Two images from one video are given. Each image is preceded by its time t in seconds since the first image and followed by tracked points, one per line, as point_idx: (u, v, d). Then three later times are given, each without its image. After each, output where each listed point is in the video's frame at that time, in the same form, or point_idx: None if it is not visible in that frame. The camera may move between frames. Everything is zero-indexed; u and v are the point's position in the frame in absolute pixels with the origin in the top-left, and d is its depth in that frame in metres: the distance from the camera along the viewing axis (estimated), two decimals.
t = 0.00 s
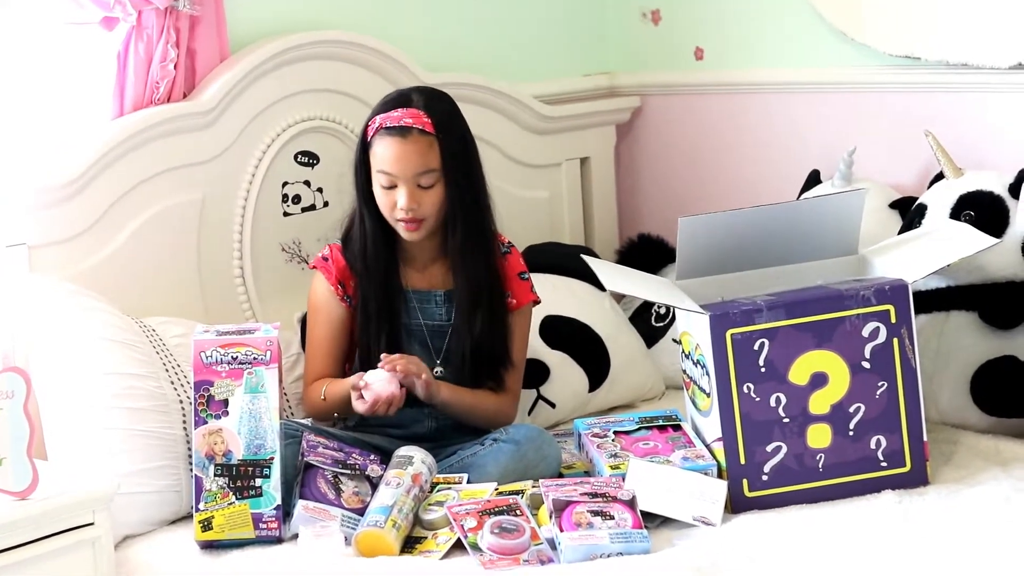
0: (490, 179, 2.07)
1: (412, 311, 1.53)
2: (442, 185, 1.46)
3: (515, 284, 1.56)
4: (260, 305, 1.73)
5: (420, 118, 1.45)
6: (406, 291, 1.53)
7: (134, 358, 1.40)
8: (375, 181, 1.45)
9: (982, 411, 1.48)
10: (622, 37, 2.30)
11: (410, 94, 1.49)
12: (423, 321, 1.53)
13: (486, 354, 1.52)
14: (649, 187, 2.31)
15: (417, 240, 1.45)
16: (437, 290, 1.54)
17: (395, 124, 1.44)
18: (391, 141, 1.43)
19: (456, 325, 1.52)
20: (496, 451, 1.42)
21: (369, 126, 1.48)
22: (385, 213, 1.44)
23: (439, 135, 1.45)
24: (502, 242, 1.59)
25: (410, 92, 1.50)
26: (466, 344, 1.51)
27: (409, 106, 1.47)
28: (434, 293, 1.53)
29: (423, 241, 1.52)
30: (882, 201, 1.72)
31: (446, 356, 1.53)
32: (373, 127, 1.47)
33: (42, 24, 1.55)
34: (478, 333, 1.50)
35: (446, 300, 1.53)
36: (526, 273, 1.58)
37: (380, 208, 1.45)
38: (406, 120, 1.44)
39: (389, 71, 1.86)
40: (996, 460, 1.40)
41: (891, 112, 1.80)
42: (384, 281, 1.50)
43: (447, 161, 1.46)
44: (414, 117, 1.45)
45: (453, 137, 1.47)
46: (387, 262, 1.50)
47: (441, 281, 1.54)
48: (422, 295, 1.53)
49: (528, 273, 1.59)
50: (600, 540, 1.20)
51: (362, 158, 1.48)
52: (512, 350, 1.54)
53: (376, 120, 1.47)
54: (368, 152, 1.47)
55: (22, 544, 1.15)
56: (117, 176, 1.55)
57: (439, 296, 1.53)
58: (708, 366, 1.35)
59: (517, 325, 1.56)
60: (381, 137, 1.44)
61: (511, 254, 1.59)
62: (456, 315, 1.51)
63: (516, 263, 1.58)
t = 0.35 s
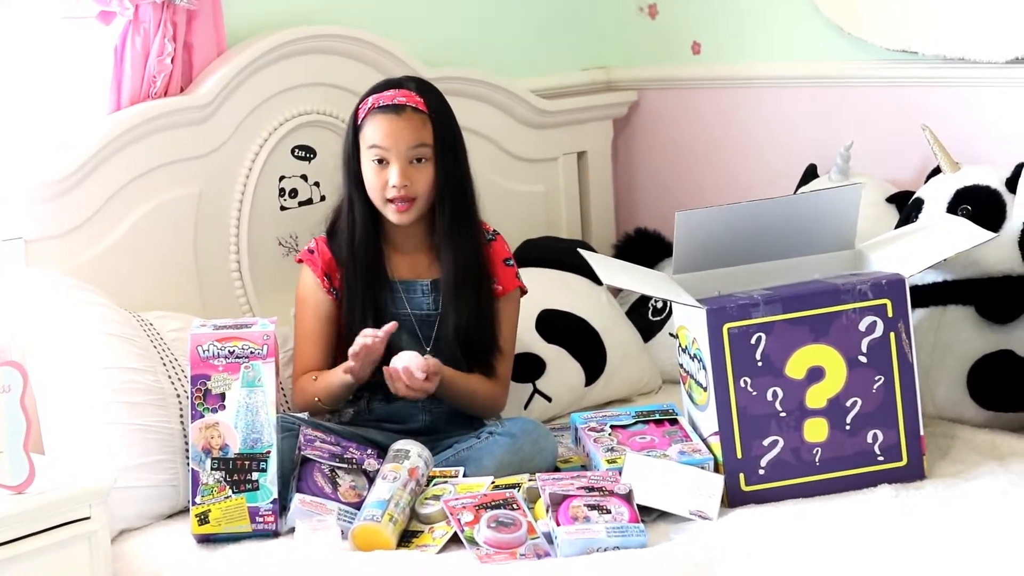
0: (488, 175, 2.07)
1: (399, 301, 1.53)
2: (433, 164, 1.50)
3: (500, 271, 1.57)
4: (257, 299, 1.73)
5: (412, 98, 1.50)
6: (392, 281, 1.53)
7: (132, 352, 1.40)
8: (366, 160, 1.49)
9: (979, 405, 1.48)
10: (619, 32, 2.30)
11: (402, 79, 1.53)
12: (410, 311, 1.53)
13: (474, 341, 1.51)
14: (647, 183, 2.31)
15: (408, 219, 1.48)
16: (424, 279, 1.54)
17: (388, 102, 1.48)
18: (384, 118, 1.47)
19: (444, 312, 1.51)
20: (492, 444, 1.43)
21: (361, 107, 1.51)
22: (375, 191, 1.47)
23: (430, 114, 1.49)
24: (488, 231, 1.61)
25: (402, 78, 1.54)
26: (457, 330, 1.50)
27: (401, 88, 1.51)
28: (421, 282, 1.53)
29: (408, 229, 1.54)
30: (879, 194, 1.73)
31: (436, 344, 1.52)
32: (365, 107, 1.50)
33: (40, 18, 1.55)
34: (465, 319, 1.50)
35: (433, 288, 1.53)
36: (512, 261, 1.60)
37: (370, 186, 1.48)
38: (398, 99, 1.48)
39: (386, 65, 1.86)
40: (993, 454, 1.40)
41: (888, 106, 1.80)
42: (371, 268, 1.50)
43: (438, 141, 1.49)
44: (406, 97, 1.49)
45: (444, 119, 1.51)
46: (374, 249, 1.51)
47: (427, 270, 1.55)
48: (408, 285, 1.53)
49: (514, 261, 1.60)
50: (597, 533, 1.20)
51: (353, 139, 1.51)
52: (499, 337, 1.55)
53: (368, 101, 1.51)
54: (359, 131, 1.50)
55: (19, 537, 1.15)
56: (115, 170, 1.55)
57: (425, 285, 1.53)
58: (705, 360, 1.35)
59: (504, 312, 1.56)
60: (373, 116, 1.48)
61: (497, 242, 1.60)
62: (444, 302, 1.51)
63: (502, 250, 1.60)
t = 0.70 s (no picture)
0: (487, 175, 2.07)
1: (395, 301, 1.52)
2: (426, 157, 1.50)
3: (498, 267, 1.57)
4: (257, 300, 1.73)
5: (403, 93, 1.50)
6: (388, 281, 1.53)
7: (132, 352, 1.40)
8: (360, 155, 1.48)
9: (979, 405, 1.48)
10: (618, 31, 2.30)
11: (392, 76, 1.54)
12: (407, 311, 1.52)
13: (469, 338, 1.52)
14: (647, 183, 2.31)
15: (404, 213, 1.49)
16: (420, 279, 1.53)
17: (379, 97, 1.48)
18: (377, 112, 1.47)
19: (440, 311, 1.51)
20: (491, 444, 1.43)
21: (352, 104, 1.51)
22: (370, 186, 1.47)
23: (421, 108, 1.50)
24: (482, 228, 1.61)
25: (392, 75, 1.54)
26: (454, 326, 1.51)
27: (392, 84, 1.52)
28: (416, 281, 1.53)
29: (401, 228, 1.54)
30: (879, 194, 1.73)
31: (435, 342, 1.52)
32: (356, 103, 1.50)
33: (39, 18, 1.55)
34: (460, 315, 1.51)
35: (429, 287, 1.52)
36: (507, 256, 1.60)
37: (364, 182, 1.48)
38: (390, 93, 1.49)
39: (385, 65, 1.85)
40: (993, 454, 1.40)
41: (887, 105, 1.80)
42: (366, 268, 1.50)
43: (429, 136, 1.50)
44: (397, 91, 1.50)
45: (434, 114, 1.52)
46: (369, 249, 1.51)
47: (423, 269, 1.54)
48: (404, 285, 1.53)
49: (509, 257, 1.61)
50: (597, 533, 1.20)
51: (346, 137, 1.50)
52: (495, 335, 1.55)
53: (358, 98, 1.51)
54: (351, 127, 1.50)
55: (19, 538, 1.14)
56: (115, 170, 1.55)
57: (421, 284, 1.53)
58: (705, 360, 1.35)
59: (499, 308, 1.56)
60: (365, 112, 1.48)
61: (492, 239, 1.61)
62: (440, 301, 1.51)
63: (497, 247, 1.60)
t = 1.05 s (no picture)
0: (486, 179, 2.07)
1: (392, 305, 1.52)
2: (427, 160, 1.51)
3: (494, 270, 1.58)
4: (255, 304, 1.73)
5: (408, 95, 1.51)
6: (384, 284, 1.53)
7: (130, 356, 1.40)
8: (360, 154, 1.48)
9: (978, 410, 1.48)
10: (617, 36, 2.30)
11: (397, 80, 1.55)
12: (404, 314, 1.52)
13: (466, 341, 1.52)
14: (645, 187, 2.31)
15: (401, 215, 1.48)
16: (416, 282, 1.54)
17: (384, 98, 1.49)
18: (381, 112, 1.48)
19: (437, 313, 1.51)
20: (489, 448, 1.43)
21: (355, 104, 1.51)
22: (370, 185, 1.47)
23: (424, 112, 1.51)
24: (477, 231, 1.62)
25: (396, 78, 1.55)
26: (451, 329, 1.51)
27: (397, 86, 1.52)
28: (414, 284, 1.53)
29: (399, 231, 1.54)
30: (877, 199, 1.73)
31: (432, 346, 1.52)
32: (360, 103, 1.51)
33: (39, 22, 1.55)
34: (457, 319, 1.51)
35: (425, 290, 1.52)
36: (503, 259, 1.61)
37: (363, 181, 1.48)
38: (395, 95, 1.50)
39: (385, 70, 1.86)
40: (991, 459, 1.40)
41: (885, 110, 1.80)
42: (364, 270, 1.51)
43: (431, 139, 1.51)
44: (402, 93, 1.50)
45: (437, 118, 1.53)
46: (366, 251, 1.51)
47: (419, 273, 1.55)
48: (400, 288, 1.53)
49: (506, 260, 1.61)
50: (595, 537, 1.20)
51: (347, 136, 1.51)
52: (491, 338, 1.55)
53: (361, 98, 1.51)
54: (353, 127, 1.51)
55: (17, 541, 1.14)
56: (114, 173, 1.55)
57: (418, 287, 1.53)
58: (703, 364, 1.35)
59: (496, 311, 1.57)
60: (368, 112, 1.49)
61: (488, 242, 1.61)
62: (437, 304, 1.51)
63: (493, 250, 1.60)
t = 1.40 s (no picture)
0: (483, 177, 2.07)
1: (388, 309, 1.53)
2: (425, 168, 1.51)
3: (488, 271, 1.58)
4: (252, 303, 1.73)
5: (415, 104, 1.51)
6: (380, 288, 1.53)
7: (127, 355, 1.40)
8: (359, 157, 1.49)
9: (974, 408, 1.48)
10: (614, 34, 2.30)
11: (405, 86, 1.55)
12: (400, 318, 1.53)
13: (462, 346, 1.53)
14: (642, 185, 2.31)
15: (392, 222, 1.48)
16: (412, 286, 1.54)
17: (392, 104, 1.49)
18: (384, 119, 1.48)
19: (433, 320, 1.52)
20: (486, 446, 1.43)
21: (361, 105, 1.51)
22: (366, 189, 1.47)
23: (428, 121, 1.51)
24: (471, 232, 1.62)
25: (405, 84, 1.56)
26: (448, 334, 1.52)
27: (406, 93, 1.52)
28: (410, 289, 1.53)
29: (395, 235, 1.54)
30: (874, 197, 1.73)
31: (428, 351, 1.53)
32: (366, 105, 1.51)
33: (34, 20, 1.55)
34: (454, 325, 1.52)
35: (421, 295, 1.53)
36: (499, 260, 1.60)
37: (359, 183, 1.48)
38: (403, 102, 1.50)
39: (381, 68, 1.85)
40: (988, 457, 1.40)
41: (882, 108, 1.80)
42: (361, 274, 1.51)
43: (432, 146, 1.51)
44: (410, 102, 1.50)
45: (439, 126, 1.53)
46: (363, 256, 1.51)
47: (414, 277, 1.55)
48: (396, 292, 1.53)
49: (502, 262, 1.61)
50: (592, 536, 1.20)
51: (347, 138, 1.51)
52: (487, 342, 1.56)
53: (365, 102, 1.51)
54: (354, 130, 1.51)
55: (14, 540, 1.14)
56: (110, 172, 1.55)
57: (414, 291, 1.53)
58: (700, 363, 1.35)
59: (492, 316, 1.57)
60: (372, 116, 1.49)
61: (482, 242, 1.61)
62: (433, 309, 1.52)
63: (487, 251, 1.60)
